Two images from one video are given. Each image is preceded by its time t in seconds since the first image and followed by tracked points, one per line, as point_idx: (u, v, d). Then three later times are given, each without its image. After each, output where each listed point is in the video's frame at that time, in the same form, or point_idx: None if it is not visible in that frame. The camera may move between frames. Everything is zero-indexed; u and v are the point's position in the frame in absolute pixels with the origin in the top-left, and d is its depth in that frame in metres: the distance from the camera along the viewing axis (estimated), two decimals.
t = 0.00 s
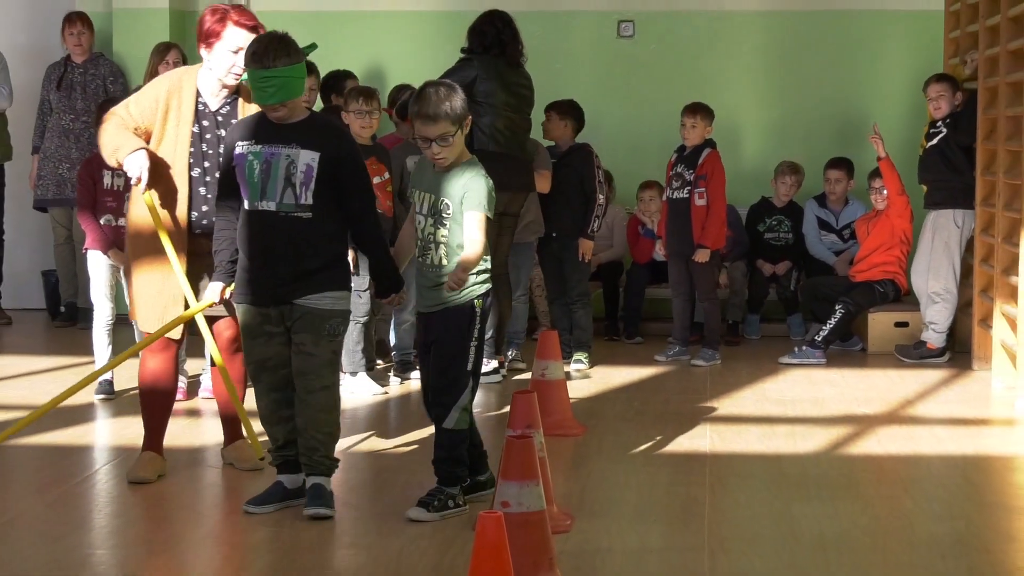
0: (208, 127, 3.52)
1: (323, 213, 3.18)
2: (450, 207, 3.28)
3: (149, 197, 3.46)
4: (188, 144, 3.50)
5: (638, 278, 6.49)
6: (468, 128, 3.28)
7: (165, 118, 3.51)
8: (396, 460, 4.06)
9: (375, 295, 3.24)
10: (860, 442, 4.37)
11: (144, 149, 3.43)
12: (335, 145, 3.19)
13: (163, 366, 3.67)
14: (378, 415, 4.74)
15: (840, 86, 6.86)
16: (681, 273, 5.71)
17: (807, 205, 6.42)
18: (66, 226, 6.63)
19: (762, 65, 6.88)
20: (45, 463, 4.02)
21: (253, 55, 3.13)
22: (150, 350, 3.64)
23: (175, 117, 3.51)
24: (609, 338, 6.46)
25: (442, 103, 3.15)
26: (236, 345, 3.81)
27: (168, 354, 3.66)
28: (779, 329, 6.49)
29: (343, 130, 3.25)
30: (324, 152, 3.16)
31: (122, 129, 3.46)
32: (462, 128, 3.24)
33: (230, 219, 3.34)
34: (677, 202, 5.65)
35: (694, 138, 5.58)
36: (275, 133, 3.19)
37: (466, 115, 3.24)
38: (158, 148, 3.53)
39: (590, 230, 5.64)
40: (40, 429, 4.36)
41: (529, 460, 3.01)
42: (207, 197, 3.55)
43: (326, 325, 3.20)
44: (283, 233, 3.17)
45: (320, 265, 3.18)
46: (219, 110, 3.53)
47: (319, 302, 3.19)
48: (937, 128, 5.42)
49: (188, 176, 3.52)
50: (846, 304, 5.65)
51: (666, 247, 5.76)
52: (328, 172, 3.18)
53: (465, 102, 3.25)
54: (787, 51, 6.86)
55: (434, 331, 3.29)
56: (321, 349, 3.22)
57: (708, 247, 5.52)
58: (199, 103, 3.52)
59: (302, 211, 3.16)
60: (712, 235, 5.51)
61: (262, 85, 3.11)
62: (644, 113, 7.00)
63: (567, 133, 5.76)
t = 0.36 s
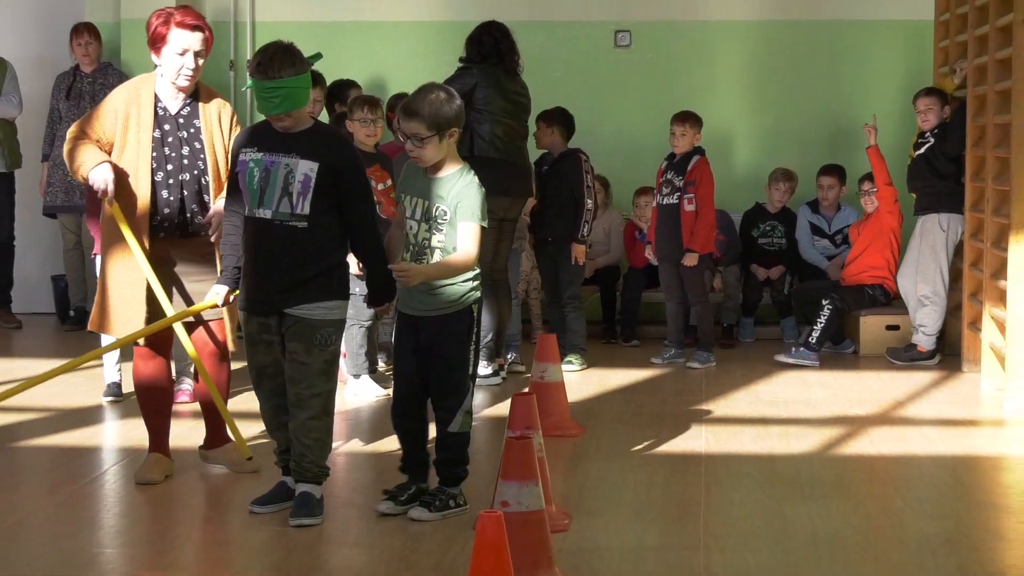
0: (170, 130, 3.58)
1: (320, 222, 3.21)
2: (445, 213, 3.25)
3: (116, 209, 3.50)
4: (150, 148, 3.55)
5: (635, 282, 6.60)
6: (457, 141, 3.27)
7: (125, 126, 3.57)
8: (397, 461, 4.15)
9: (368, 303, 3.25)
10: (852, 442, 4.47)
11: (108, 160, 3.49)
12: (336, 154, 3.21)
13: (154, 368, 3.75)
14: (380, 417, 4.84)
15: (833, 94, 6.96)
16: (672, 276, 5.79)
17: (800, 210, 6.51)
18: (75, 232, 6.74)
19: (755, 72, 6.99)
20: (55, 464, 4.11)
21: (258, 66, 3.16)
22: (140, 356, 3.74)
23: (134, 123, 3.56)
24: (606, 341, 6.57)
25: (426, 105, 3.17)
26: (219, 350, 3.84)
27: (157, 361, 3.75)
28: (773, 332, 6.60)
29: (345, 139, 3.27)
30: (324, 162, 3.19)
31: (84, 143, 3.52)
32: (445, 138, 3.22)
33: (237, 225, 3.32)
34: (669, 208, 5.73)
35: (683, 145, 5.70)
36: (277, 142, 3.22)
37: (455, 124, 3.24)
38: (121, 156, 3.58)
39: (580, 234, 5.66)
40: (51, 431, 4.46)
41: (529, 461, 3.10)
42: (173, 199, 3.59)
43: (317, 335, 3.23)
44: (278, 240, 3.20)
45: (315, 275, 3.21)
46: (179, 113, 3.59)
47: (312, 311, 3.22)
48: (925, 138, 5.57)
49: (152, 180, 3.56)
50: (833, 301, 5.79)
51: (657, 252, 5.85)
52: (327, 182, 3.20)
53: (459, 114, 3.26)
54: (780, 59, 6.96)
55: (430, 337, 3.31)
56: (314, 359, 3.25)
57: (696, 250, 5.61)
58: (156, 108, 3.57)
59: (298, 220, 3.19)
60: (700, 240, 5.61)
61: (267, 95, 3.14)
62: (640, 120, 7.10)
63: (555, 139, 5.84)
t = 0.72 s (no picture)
0: (166, 138, 3.64)
1: (330, 230, 3.25)
2: (426, 221, 3.26)
3: (105, 219, 3.55)
4: (148, 157, 3.61)
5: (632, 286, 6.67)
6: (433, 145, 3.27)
7: (122, 135, 3.62)
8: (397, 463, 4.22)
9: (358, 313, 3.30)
10: (845, 443, 4.55)
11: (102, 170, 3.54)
12: (346, 163, 3.26)
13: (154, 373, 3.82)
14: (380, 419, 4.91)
15: (827, 99, 7.04)
16: (668, 280, 5.87)
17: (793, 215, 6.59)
18: (80, 237, 6.81)
19: (750, 78, 7.06)
20: (61, 466, 4.18)
21: (269, 72, 3.24)
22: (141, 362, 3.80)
23: (130, 132, 3.62)
24: (604, 344, 6.66)
25: (406, 110, 3.17)
26: (207, 354, 3.88)
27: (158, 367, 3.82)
28: (767, 335, 6.68)
29: (354, 148, 3.32)
30: (335, 171, 3.24)
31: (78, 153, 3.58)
32: (423, 143, 3.22)
33: (240, 231, 3.37)
34: (664, 214, 5.81)
35: (678, 151, 5.76)
36: (287, 149, 3.27)
37: (431, 129, 3.23)
38: (118, 166, 3.63)
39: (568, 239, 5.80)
40: (57, 434, 4.53)
41: (527, 461, 3.16)
42: (173, 206, 3.65)
43: (328, 343, 3.28)
44: (289, 248, 3.24)
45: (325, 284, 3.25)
46: (174, 121, 3.65)
47: (322, 320, 3.26)
48: (915, 145, 5.67)
49: (151, 189, 3.62)
50: (819, 293, 6.10)
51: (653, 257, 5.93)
52: (338, 191, 3.25)
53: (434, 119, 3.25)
54: (775, 66, 7.04)
55: (410, 348, 3.31)
56: (325, 368, 3.30)
57: (692, 254, 5.70)
58: (150, 116, 3.63)
59: (309, 228, 3.23)
60: (696, 243, 5.70)
61: (276, 101, 3.20)
62: (636, 125, 7.17)
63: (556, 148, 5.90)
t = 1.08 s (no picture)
0: (175, 145, 3.72)
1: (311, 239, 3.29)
2: (418, 225, 3.28)
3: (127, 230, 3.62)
4: (160, 165, 3.70)
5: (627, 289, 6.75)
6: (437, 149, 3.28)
7: (133, 143, 3.69)
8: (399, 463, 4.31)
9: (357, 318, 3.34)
10: (837, 444, 4.63)
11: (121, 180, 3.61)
12: (325, 173, 3.31)
13: (159, 374, 3.90)
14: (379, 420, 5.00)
15: (820, 105, 7.13)
16: (667, 283, 5.95)
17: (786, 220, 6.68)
18: (85, 242, 6.90)
19: (744, 85, 7.15)
20: (68, 466, 4.27)
21: (245, 81, 3.28)
22: (147, 362, 3.87)
23: (141, 140, 3.69)
24: (599, 346, 6.73)
25: (409, 122, 3.16)
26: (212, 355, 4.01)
27: (163, 367, 3.89)
28: (758, 337, 6.79)
29: (332, 156, 3.35)
30: (314, 180, 3.28)
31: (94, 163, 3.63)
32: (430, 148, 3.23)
33: (222, 240, 3.40)
34: (665, 218, 5.89)
35: (678, 156, 5.84)
36: (266, 159, 3.30)
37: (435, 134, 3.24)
38: (129, 174, 3.71)
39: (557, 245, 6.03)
40: (64, 435, 4.62)
41: (525, 462, 3.24)
42: (185, 213, 3.74)
43: (315, 351, 3.34)
44: (273, 258, 3.26)
45: (310, 293, 3.30)
46: (182, 128, 3.74)
47: (308, 329, 3.31)
48: (905, 152, 5.78)
49: (163, 196, 3.71)
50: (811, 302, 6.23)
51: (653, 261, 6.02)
52: (318, 199, 3.29)
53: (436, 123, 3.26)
54: (768, 73, 7.13)
55: (402, 353, 3.31)
56: (313, 376, 3.36)
57: (692, 259, 5.79)
58: (160, 124, 3.71)
59: (291, 237, 3.26)
60: (697, 248, 5.78)
61: (252, 109, 3.24)
62: (632, 131, 7.26)
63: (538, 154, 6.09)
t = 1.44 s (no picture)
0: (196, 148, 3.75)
1: (267, 237, 3.19)
2: (430, 225, 3.31)
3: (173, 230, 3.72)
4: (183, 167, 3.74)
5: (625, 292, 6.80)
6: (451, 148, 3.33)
7: (156, 144, 3.73)
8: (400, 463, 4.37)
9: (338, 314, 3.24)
10: (833, 444, 4.69)
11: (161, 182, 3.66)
12: (277, 170, 3.20)
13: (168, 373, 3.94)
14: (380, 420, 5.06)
15: (817, 107, 7.19)
16: (666, 284, 6.02)
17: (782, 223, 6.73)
18: (91, 245, 6.96)
19: (741, 90, 7.21)
20: (75, 466, 4.33)
21: (194, 80, 3.16)
22: (158, 360, 3.92)
23: (165, 142, 3.74)
24: (598, 348, 6.80)
25: (431, 119, 3.20)
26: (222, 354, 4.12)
27: (173, 366, 3.94)
28: (754, 339, 6.87)
29: (284, 152, 3.25)
30: (265, 177, 3.18)
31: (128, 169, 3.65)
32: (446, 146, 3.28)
33: (181, 245, 3.30)
34: (664, 222, 5.95)
35: (676, 159, 5.90)
36: (218, 159, 3.20)
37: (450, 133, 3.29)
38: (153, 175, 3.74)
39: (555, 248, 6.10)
40: (70, 435, 4.68)
41: (525, 463, 3.30)
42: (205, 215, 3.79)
43: (276, 351, 3.21)
44: (228, 258, 3.16)
45: (267, 291, 3.19)
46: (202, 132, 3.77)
47: (267, 328, 3.19)
48: (900, 156, 5.84)
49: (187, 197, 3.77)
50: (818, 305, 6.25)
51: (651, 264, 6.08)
52: (271, 196, 3.19)
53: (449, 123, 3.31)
54: (766, 78, 7.19)
55: (411, 354, 3.34)
56: (277, 377, 3.23)
57: (693, 261, 5.84)
58: (182, 128, 3.74)
59: (245, 236, 3.16)
60: (698, 250, 5.83)
61: (203, 108, 3.13)
62: (630, 135, 7.32)
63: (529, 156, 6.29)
